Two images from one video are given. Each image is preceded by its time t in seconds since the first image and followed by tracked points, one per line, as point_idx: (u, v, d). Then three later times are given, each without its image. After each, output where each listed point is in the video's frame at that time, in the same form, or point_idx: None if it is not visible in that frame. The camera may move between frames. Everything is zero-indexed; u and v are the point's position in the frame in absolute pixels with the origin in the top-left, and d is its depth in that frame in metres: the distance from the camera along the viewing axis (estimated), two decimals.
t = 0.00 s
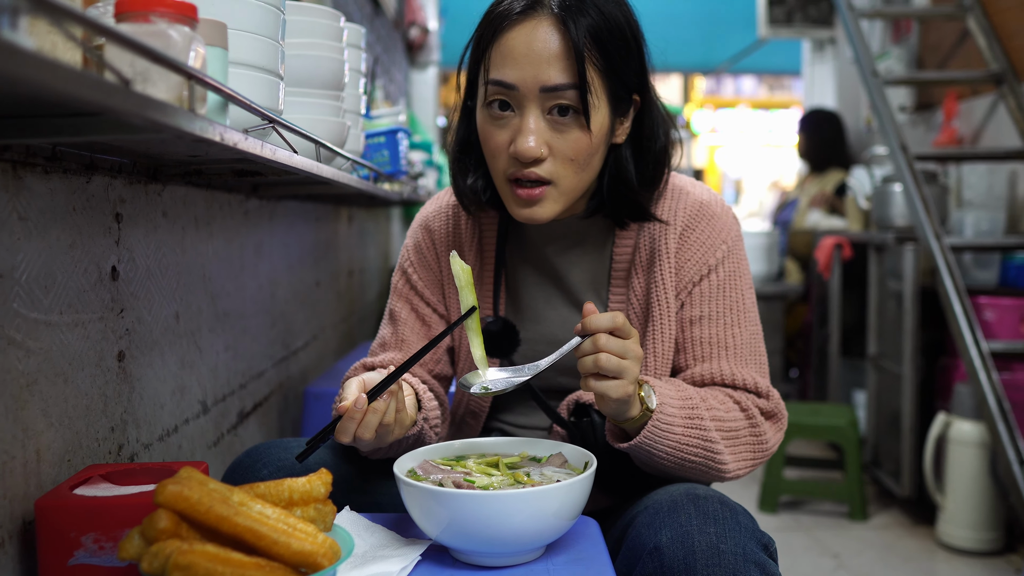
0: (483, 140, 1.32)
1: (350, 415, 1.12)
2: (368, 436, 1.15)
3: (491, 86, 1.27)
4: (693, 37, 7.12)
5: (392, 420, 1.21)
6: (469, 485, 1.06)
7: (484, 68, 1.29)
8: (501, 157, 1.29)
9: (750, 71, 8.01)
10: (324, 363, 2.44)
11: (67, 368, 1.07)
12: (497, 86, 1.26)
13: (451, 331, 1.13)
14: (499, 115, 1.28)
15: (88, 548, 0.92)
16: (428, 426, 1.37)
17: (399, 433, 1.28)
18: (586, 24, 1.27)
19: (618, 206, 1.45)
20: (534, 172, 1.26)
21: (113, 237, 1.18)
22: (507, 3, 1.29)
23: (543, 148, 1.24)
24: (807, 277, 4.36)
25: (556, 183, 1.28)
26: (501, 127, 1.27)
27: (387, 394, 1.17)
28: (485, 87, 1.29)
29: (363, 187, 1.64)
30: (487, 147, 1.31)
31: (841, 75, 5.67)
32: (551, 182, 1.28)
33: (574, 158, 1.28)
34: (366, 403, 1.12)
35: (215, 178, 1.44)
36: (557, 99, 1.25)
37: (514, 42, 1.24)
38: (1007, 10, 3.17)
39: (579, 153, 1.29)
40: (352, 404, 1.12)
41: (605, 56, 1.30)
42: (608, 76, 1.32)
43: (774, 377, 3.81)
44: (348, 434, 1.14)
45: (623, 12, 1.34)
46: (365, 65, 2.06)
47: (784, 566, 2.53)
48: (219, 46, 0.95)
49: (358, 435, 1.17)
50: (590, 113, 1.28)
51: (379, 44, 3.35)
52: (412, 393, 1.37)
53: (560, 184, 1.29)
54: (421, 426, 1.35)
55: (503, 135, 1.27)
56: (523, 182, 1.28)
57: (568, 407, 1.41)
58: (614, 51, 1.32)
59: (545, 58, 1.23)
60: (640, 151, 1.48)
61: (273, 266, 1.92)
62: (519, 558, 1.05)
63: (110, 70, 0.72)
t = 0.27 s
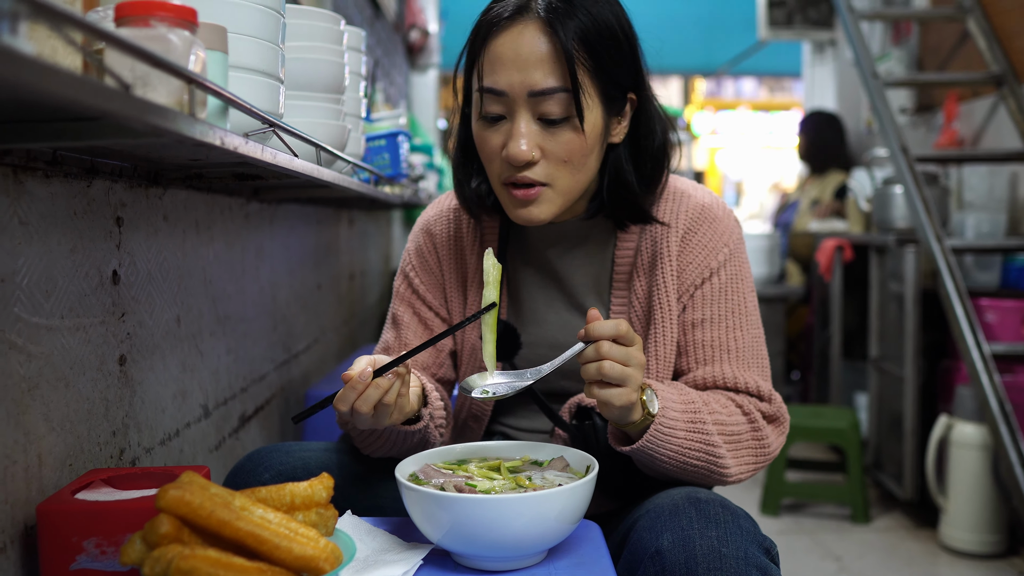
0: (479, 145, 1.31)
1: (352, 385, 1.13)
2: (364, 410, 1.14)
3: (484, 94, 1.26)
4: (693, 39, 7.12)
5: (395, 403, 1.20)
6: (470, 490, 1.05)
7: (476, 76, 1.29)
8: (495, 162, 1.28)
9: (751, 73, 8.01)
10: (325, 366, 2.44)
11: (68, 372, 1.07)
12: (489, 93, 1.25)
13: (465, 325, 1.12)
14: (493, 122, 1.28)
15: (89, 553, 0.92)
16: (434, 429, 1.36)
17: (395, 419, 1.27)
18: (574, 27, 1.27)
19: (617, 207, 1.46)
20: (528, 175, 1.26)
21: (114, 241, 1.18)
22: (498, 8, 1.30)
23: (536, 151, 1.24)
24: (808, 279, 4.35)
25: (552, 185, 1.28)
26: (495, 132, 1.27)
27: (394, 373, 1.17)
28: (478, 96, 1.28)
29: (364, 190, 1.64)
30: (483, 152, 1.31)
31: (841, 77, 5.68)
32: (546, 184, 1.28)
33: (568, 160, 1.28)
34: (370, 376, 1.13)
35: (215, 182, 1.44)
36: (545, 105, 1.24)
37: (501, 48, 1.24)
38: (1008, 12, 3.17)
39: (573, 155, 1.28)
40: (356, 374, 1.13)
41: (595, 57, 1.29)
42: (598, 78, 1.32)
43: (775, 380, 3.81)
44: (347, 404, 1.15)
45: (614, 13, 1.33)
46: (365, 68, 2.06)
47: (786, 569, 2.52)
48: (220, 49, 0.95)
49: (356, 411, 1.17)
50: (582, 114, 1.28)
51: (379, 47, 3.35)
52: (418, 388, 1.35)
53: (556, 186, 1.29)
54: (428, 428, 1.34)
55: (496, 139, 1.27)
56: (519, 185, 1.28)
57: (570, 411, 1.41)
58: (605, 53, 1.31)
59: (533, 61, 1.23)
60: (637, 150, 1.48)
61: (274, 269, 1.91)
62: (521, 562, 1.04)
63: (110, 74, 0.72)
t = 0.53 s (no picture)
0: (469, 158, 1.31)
1: (354, 385, 1.13)
2: (364, 411, 1.14)
3: (467, 107, 1.25)
4: (693, 37, 7.12)
5: (395, 407, 1.20)
6: (470, 488, 1.05)
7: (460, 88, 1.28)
8: (485, 172, 1.28)
9: (750, 71, 8.01)
10: (325, 364, 2.44)
11: (68, 370, 1.07)
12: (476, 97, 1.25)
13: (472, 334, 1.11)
14: (479, 135, 1.27)
15: (89, 551, 0.92)
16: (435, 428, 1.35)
17: (396, 424, 1.25)
18: (552, 35, 1.25)
19: (608, 208, 1.47)
20: (515, 187, 1.26)
21: (114, 239, 1.18)
22: (478, 21, 1.29)
23: (523, 163, 1.24)
24: (807, 277, 4.35)
25: (540, 195, 1.28)
26: (481, 144, 1.27)
27: (395, 378, 1.18)
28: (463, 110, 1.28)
29: (364, 188, 1.64)
30: (473, 163, 1.31)
31: (840, 75, 5.67)
32: (535, 194, 1.28)
33: (555, 169, 1.28)
34: (373, 378, 1.13)
35: (215, 180, 1.44)
36: (529, 115, 1.23)
37: (483, 60, 1.23)
38: (1008, 10, 3.17)
39: (560, 164, 1.28)
40: (359, 374, 1.13)
41: (577, 66, 1.28)
42: (581, 84, 1.30)
43: (775, 378, 3.81)
44: (347, 404, 1.14)
45: (596, 17, 1.32)
46: (365, 66, 2.06)
47: (785, 567, 2.52)
48: (219, 47, 0.95)
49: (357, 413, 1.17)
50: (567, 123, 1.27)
51: (379, 45, 3.35)
52: (422, 391, 1.35)
53: (545, 195, 1.29)
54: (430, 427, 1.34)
55: (483, 152, 1.27)
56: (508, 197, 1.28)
57: (570, 408, 1.39)
58: (586, 58, 1.30)
59: (513, 73, 1.21)
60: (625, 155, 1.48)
61: (274, 267, 1.91)
62: (522, 560, 1.04)
63: (110, 72, 0.72)
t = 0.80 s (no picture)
0: (467, 165, 1.31)
1: (346, 399, 1.13)
2: (357, 424, 1.15)
3: (463, 115, 1.26)
4: (693, 38, 7.12)
5: (388, 418, 1.21)
6: (469, 490, 1.05)
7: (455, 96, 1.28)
8: (483, 179, 1.28)
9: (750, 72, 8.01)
10: (325, 367, 2.44)
11: (67, 373, 1.07)
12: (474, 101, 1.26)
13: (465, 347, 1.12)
14: (477, 143, 1.27)
15: (88, 554, 0.92)
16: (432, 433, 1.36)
17: (388, 434, 1.27)
18: (545, 41, 1.25)
19: (601, 210, 1.47)
20: (515, 192, 1.26)
21: (113, 242, 1.18)
22: (470, 31, 1.29)
23: (521, 168, 1.24)
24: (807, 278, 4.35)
25: (540, 199, 1.29)
26: (479, 151, 1.27)
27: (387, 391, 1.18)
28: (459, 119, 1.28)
29: (363, 191, 1.64)
30: (471, 170, 1.31)
31: (840, 76, 5.67)
32: (534, 199, 1.28)
33: (553, 173, 1.28)
34: (364, 391, 1.13)
35: (214, 183, 1.44)
36: (525, 123, 1.23)
37: (478, 69, 1.23)
38: (1007, 11, 3.17)
39: (559, 168, 1.28)
40: (351, 388, 1.13)
41: (572, 70, 1.28)
42: (577, 89, 1.30)
43: (775, 379, 3.81)
44: (339, 416, 1.15)
45: (586, 18, 1.32)
46: (365, 69, 2.06)
47: (785, 569, 2.52)
48: (218, 51, 0.95)
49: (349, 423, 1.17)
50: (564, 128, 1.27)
51: (379, 47, 3.35)
52: (416, 400, 1.36)
53: (544, 199, 1.29)
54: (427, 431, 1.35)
55: (482, 158, 1.27)
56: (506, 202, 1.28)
57: (568, 409, 1.40)
58: (581, 62, 1.30)
59: (507, 81, 1.21)
60: (621, 153, 1.48)
61: (273, 270, 1.92)
62: (520, 562, 1.05)
63: (108, 77, 0.72)
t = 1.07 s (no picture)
0: (474, 164, 1.31)
1: (343, 412, 1.12)
2: (355, 436, 1.15)
3: (474, 113, 1.25)
4: (693, 41, 7.13)
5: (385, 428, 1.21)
6: (471, 493, 1.05)
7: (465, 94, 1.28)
8: (491, 179, 1.28)
9: (751, 74, 8.01)
10: (326, 369, 2.44)
11: (68, 376, 1.07)
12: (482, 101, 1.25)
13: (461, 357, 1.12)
14: (487, 141, 1.27)
15: (89, 557, 0.92)
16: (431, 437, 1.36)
17: (387, 443, 1.27)
18: (558, 40, 1.25)
19: (606, 208, 1.48)
20: (526, 191, 1.26)
21: (114, 244, 1.18)
22: (483, 28, 1.28)
23: (532, 168, 1.24)
24: (808, 281, 4.35)
25: (549, 199, 1.28)
26: (489, 150, 1.27)
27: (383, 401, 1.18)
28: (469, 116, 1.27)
29: (364, 193, 1.64)
30: (479, 171, 1.31)
31: (841, 79, 5.67)
32: (544, 198, 1.28)
33: (563, 173, 1.28)
34: (362, 404, 1.12)
35: (216, 185, 1.44)
36: (538, 121, 1.23)
37: (490, 67, 1.23)
38: (1008, 14, 3.17)
39: (569, 168, 1.28)
40: (348, 401, 1.11)
41: (583, 69, 1.28)
42: (587, 89, 1.30)
43: (776, 382, 3.81)
44: (337, 429, 1.14)
45: (594, 17, 1.32)
46: (366, 71, 2.06)
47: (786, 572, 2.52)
48: (220, 53, 0.95)
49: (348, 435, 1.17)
50: (575, 127, 1.27)
51: (380, 49, 3.35)
52: (414, 406, 1.36)
53: (553, 199, 1.29)
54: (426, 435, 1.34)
55: (492, 157, 1.27)
56: (515, 200, 1.28)
57: (569, 413, 1.40)
58: (590, 63, 1.30)
59: (521, 80, 1.21)
60: (626, 153, 1.48)
61: (274, 271, 1.91)
62: (522, 566, 1.04)
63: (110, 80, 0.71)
